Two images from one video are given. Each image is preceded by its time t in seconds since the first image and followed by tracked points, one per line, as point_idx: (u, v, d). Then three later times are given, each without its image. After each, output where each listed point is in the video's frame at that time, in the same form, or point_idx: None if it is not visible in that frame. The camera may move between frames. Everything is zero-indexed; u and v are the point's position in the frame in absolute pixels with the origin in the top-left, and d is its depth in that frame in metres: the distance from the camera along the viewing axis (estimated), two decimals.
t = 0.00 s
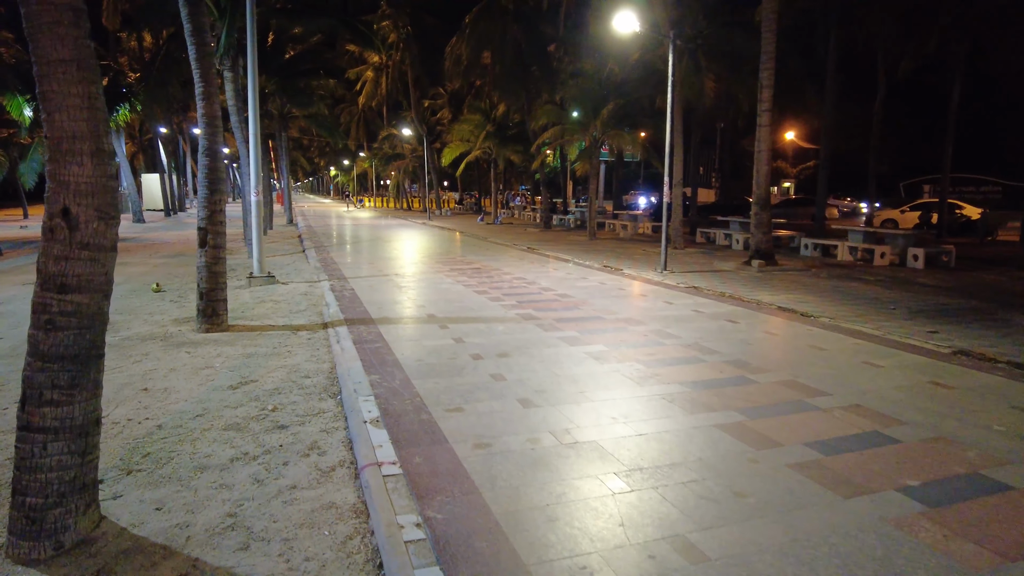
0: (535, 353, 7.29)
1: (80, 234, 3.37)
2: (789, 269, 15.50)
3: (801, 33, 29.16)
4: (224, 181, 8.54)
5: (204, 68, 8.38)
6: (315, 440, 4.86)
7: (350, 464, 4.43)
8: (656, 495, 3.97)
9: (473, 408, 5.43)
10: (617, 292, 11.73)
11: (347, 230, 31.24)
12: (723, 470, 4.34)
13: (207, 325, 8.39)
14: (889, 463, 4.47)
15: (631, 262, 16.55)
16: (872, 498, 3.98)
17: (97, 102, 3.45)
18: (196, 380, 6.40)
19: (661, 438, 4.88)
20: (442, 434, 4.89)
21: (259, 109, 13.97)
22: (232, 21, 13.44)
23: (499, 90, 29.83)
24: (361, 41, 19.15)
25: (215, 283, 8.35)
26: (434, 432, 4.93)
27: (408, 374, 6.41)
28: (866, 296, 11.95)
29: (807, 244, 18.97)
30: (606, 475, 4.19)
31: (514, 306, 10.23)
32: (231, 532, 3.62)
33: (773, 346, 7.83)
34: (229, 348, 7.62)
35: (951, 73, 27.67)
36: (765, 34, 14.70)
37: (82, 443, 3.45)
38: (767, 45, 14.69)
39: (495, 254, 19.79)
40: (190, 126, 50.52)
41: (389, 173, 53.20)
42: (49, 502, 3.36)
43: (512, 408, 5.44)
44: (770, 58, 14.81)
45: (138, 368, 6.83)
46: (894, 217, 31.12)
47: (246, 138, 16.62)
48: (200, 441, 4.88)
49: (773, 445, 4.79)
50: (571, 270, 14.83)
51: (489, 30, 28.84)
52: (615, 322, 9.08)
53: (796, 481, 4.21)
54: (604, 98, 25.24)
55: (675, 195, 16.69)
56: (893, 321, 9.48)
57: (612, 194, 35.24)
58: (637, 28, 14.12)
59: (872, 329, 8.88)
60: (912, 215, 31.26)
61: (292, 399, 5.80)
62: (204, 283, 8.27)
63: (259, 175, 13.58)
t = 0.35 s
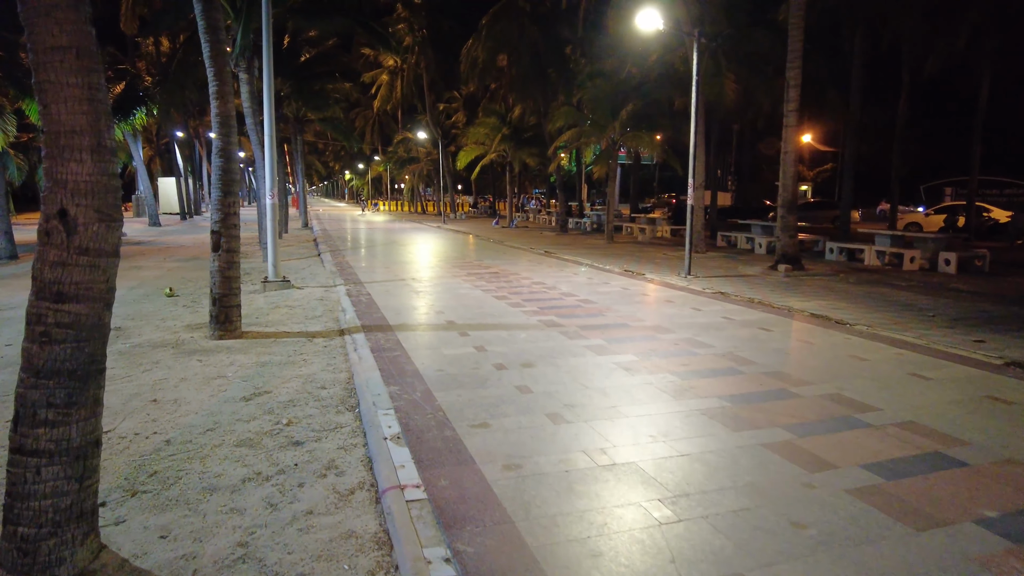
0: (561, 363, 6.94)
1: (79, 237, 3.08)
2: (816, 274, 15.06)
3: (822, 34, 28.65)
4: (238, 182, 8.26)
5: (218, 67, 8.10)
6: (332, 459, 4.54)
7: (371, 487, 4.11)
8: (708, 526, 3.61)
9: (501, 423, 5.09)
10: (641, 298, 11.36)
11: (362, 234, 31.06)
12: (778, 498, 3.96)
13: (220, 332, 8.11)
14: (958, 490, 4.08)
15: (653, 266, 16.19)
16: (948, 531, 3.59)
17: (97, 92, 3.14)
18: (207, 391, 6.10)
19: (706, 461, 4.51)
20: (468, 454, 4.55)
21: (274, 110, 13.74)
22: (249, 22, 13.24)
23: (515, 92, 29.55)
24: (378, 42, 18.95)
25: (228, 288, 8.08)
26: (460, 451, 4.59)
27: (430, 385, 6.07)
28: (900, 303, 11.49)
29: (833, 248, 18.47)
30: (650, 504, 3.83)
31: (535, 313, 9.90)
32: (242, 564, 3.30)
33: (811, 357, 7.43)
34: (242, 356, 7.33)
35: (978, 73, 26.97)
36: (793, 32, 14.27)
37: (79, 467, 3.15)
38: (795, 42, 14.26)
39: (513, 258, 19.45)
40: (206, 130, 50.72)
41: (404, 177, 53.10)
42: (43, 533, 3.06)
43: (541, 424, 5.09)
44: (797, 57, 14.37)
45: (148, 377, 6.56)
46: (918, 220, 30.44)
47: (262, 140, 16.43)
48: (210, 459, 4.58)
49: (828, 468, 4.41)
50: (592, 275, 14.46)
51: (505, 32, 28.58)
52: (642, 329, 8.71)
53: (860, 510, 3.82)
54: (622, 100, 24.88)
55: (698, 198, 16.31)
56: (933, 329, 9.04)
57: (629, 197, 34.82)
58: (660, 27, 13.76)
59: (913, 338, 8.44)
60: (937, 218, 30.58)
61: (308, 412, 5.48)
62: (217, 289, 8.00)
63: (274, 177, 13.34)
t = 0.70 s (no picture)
0: (577, 377, 6.61)
1: (60, 253, 2.75)
2: (831, 282, 14.74)
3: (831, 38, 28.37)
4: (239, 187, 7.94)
5: (220, 68, 7.79)
6: (338, 488, 4.21)
7: (380, 521, 3.77)
8: (755, 570, 3.26)
9: (518, 447, 4.74)
10: (654, 307, 11.01)
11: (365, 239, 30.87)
12: (826, 536, 3.61)
13: (219, 343, 7.78)
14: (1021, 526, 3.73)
15: (664, 274, 15.84)
16: None
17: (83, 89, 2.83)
18: (205, 409, 5.76)
19: (743, 492, 4.15)
20: (484, 483, 4.21)
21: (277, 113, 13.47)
22: (253, 24, 13.01)
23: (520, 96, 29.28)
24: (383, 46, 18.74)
25: (228, 298, 7.76)
26: (475, 479, 4.24)
27: (440, 403, 5.73)
28: (922, 313, 11.15)
29: (845, 256, 18.17)
30: (687, 544, 3.49)
31: (546, 323, 9.55)
32: None
33: (838, 372, 7.10)
34: (242, 369, 7.00)
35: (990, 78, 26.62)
36: (808, 34, 13.97)
37: (57, 508, 2.81)
38: (810, 46, 13.96)
39: (519, 265, 19.15)
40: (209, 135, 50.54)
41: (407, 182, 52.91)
42: None
43: (562, 448, 4.74)
44: (813, 61, 14.06)
45: (143, 393, 6.22)
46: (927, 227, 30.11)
47: (265, 145, 16.16)
48: (206, 487, 4.24)
49: (877, 499, 4.05)
50: (602, 282, 14.13)
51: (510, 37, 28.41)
52: (659, 341, 8.38)
53: (921, 551, 3.47)
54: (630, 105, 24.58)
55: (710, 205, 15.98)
56: (961, 342, 8.68)
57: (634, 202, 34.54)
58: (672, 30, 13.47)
59: (941, 351, 8.10)
60: (946, 225, 30.21)
61: (312, 433, 5.15)
62: (217, 298, 7.69)
63: (277, 182, 13.08)
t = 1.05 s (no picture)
0: (591, 389, 6.20)
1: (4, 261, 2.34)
2: (845, 285, 14.33)
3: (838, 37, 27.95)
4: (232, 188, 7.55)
5: (211, 61, 7.36)
6: (333, 517, 3.80)
7: (381, 558, 3.37)
8: None
9: (532, 470, 4.34)
10: (665, 313, 10.59)
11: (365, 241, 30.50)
12: None
13: (211, 352, 7.38)
14: None
15: (672, 277, 15.45)
16: None
17: (34, 72, 2.45)
18: (193, 424, 5.34)
19: (784, 522, 3.77)
20: (496, 512, 3.80)
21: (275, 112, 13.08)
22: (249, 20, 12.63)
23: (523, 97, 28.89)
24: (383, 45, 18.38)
25: (220, 304, 7.38)
26: (487, 508, 3.84)
27: (445, 419, 5.32)
28: (943, 317, 10.72)
29: (857, 258, 17.76)
30: None
31: (554, 329, 9.14)
32: None
33: (867, 383, 6.69)
34: (233, 380, 6.59)
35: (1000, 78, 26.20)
36: (821, 31, 13.56)
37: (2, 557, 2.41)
38: (823, 42, 13.56)
39: (522, 267, 18.75)
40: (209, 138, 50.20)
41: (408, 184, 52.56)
42: None
43: (580, 472, 4.33)
44: (826, 58, 13.65)
45: (128, 405, 5.80)
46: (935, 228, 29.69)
47: (262, 146, 15.76)
48: (187, 516, 3.83)
49: (933, 531, 3.65)
50: (609, 286, 13.72)
51: (513, 36, 28.05)
52: (674, 349, 7.98)
53: None
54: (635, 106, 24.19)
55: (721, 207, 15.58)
56: (991, 349, 8.26)
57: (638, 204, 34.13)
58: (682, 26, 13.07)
59: (972, 359, 7.69)
60: (955, 226, 29.79)
61: (306, 453, 4.74)
62: (208, 304, 7.29)
63: (274, 183, 12.68)
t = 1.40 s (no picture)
0: (608, 403, 5.84)
1: None
2: (861, 289, 13.94)
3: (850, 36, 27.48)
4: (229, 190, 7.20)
5: (206, 56, 6.99)
6: (331, 555, 3.42)
7: None
8: None
9: (551, 499, 3.98)
10: (679, 319, 10.20)
11: (368, 243, 30.16)
12: None
13: (206, 362, 7.01)
14: None
15: (683, 280, 15.06)
16: None
17: None
18: (183, 444, 4.96)
19: (832, 562, 3.39)
20: (512, 551, 3.44)
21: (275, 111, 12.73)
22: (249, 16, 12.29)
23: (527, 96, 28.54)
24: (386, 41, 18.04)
25: (216, 311, 7.02)
26: (503, 546, 3.48)
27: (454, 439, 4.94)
28: (969, 323, 10.31)
29: (872, 260, 17.37)
30: None
31: (564, 336, 8.77)
32: None
33: (899, 395, 6.33)
34: (229, 393, 6.21)
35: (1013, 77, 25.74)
36: (837, 27, 13.17)
37: None
38: (839, 39, 13.17)
39: (528, 269, 18.40)
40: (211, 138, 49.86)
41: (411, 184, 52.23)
42: None
43: (604, 502, 3.97)
44: (842, 56, 13.25)
45: (116, 421, 5.44)
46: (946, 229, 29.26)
47: (263, 146, 15.41)
48: (172, 553, 3.46)
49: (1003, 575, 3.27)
50: (619, 289, 13.34)
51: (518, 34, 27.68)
52: (693, 358, 7.62)
53: None
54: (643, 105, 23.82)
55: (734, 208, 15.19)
56: None
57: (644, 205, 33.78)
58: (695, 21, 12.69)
59: (1008, 369, 7.29)
60: (966, 227, 29.33)
61: (304, 478, 4.36)
62: (204, 311, 6.94)
63: (274, 183, 12.32)
